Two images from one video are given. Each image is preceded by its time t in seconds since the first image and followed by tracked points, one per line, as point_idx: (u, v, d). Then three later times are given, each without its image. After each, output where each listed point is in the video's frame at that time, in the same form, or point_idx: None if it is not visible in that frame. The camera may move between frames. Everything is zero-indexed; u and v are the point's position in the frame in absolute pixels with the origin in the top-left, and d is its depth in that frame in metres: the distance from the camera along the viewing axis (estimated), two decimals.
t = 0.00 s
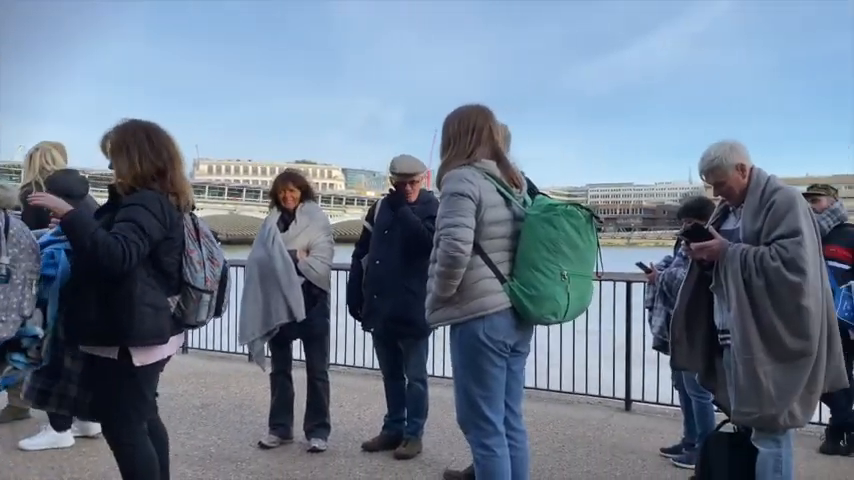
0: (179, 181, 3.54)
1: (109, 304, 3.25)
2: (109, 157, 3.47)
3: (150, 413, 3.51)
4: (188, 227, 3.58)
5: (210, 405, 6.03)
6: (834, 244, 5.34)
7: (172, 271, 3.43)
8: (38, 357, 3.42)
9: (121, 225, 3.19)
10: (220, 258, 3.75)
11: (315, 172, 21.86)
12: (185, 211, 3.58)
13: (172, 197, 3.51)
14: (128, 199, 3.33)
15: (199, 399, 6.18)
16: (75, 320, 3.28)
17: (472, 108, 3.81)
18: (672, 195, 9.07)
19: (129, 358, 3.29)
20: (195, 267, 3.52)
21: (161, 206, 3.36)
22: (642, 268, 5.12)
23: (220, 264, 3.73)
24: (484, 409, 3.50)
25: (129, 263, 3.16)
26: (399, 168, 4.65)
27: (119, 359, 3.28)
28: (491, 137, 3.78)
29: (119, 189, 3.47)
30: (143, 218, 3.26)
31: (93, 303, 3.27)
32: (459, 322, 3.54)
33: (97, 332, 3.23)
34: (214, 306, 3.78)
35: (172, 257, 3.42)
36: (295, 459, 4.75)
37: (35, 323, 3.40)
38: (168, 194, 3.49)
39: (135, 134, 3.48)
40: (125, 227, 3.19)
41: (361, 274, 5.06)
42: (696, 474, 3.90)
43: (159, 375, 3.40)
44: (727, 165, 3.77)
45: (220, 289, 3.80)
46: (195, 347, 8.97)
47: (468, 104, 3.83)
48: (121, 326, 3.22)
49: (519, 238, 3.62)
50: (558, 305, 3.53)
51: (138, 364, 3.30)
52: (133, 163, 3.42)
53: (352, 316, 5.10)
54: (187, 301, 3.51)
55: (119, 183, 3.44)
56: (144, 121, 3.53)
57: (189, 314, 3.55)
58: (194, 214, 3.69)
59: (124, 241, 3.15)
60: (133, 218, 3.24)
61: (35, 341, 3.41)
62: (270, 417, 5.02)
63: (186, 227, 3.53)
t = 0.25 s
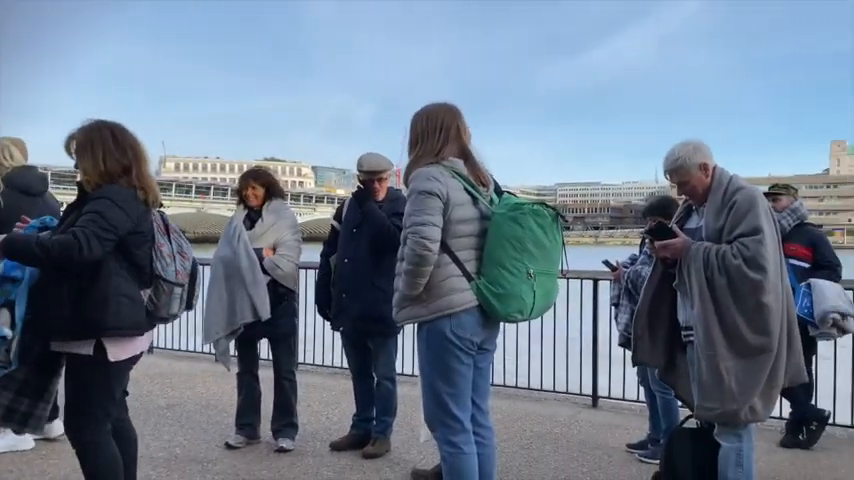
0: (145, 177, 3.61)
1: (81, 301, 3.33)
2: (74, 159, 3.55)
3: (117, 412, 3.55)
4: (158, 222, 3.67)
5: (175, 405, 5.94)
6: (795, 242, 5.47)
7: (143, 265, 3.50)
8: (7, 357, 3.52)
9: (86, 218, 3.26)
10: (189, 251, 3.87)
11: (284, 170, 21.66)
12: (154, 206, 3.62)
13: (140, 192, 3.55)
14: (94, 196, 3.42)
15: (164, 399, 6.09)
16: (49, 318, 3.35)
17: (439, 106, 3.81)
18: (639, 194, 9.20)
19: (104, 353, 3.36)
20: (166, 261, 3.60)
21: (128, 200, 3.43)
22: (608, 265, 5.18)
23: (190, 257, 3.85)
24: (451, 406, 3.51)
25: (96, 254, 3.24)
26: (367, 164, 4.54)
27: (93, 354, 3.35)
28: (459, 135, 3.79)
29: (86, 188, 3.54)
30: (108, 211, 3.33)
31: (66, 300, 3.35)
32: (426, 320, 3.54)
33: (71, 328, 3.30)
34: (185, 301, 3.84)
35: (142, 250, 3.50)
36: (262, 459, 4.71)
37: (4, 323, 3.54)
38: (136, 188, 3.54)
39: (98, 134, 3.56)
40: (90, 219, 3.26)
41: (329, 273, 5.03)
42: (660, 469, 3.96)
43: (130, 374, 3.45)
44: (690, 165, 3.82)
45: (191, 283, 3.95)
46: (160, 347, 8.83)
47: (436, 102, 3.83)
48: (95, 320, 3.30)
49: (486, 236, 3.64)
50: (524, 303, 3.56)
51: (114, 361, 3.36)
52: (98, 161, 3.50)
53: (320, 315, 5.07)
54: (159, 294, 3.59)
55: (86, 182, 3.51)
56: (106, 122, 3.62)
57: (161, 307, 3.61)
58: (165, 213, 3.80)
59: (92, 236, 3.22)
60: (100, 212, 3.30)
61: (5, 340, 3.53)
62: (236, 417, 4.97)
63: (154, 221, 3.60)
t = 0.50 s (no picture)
0: (110, 174, 3.63)
1: (52, 296, 3.33)
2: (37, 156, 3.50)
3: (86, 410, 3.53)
4: (122, 217, 3.66)
5: (140, 407, 5.84)
6: (758, 241, 5.58)
7: (111, 259, 3.52)
8: None
9: (52, 213, 3.27)
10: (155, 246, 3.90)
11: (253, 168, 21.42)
12: (119, 203, 3.65)
13: (106, 189, 3.57)
14: (58, 192, 3.40)
15: (128, 401, 5.98)
16: (17, 316, 3.31)
17: (403, 105, 3.81)
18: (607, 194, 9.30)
19: (77, 348, 3.36)
20: (134, 255, 3.63)
21: (95, 195, 3.44)
22: (575, 264, 5.21)
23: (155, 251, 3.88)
24: (418, 405, 3.50)
25: (64, 249, 3.26)
26: (333, 161, 4.54)
27: (66, 351, 3.35)
28: (424, 134, 3.78)
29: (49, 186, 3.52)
30: (75, 206, 3.35)
31: (35, 297, 3.32)
32: (393, 319, 3.53)
33: (42, 325, 3.28)
34: (153, 294, 3.89)
35: (111, 245, 3.52)
36: (228, 460, 4.65)
37: None
38: (102, 185, 3.56)
39: (62, 131, 3.54)
40: (56, 215, 3.27)
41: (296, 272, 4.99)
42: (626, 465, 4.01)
43: (101, 371, 3.45)
44: (655, 164, 3.86)
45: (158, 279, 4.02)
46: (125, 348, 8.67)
47: (401, 101, 3.83)
48: (67, 315, 3.30)
49: (454, 235, 3.64)
50: (492, 303, 3.58)
51: (87, 356, 3.37)
52: (63, 158, 3.49)
53: (287, 315, 5.03)
54: (128, 288, 3.62)
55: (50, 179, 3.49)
56: (68, 119, 3.60)
57: (131, 301, 3.65)
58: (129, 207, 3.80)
59: (60, 231, 3.24)
60: (66, 207, 3.31)
61: None
62: (202, 418, 4.91)
63: (121, 216, 3.63)
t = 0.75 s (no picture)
0: (74, 174, 3.56)
1: (18, 297, 3.27)
2: None
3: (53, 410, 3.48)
4: (88, 215, 3.59)
5: (105, 409, 5.75)
6: (721, 241, 5.67)
7: (78, 257, 3.46)
8: None
9: (13, 213, 3.22)
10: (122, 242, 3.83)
11: (224, 167, 21.21)
12: (84, 202, 3.57)
13: (71, 188, 3.50)
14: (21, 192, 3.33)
15: (92, 403, 5.88)
16: None
17: (365, 103, 3.83)
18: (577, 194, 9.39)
19: (47, 348, 3.30)
20: (100, 253, 3.57)
21: (57, 194, 3.38)
22: (544, 264, 5.25)
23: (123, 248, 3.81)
24: (387, 405, 3.50)
25: (24, 249, 3.20)
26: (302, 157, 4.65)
27: (35, 351, 3.29)
28: (390, 131, 3.78)
29: (12, 186, 3.44)
30: (37, 206, 3.28)
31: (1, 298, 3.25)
32: (361, 319, 3.52)
33: (9, 327, 3.22)
34: (121, 291, 3.84)
35: (76, 243, 3.45)
36: (195, 463, 4.60)
37: None
38: (66, 185, 3.49)
39: (24, 130, 3.45)
40: (18, 215, 3.22)
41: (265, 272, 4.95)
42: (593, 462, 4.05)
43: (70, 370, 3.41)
44: (622, 163, 3.90)
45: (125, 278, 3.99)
46: (90, 349, 8.52)
47: (365, 99, 3.84)
48: (34, 316, 3.24)
49: (423, 235, 3.64)
50: (461, 303, 3.59)
51: (55, 355, 3.32)
52: (26, 158, 3.41)
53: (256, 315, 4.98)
54: (96, 286, 3.56)
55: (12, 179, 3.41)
56: (30, 118, 3.51)
57: (99, 299, 3.59)
58: (96, 205, 3.72)
59: (21, 232, 3.18)
60: (28, 207, 3.25)
61: None
62: (168, 420, 4.84)
63: (86, 214, 3.55)
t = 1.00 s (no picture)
0: (37, 172, 3.49)
1: None
2: None
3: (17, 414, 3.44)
4: (50, 214, 3.51)
5: (68, 412, 5.64)
6: (688, 241, 5.77)
7: (40, 257, 3.37)
8: None
9: None
10: (86, 241, 3.74)
11: (193, 166, 20.95)
12: (46, 201, 3.50)
13: (32, 187, 3.43)
14: None
15: (56, 407, 5.76)
16: None
17: (329, 100, 3.83)
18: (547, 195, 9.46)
19: (8, 348, 3.27)
20: (63, 252, 3.49)
21: (17, 193, 3.32)
22: (514, 263, 5.29)
23: (86, 247, 3.73)
24: (356, 405, 3.49)
25: None
26: (270, 155, 4.66)
27: None
28: (355, 128, 3.78)
29: None
30: None
31: None
32: (329, 320, 3.50)
33: None
34: (86, 291, 3.75)
35: (38, 243, 3.37)
36: (161, 466, 4.54)
37: None
38: (27, 183, 3.41)
39: None
40: None
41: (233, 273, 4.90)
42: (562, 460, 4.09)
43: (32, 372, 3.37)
44: (593, 162, 3.93)
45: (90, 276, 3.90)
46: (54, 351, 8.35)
47: (327, 98, 3.84)
48: None
49: (392, 236, 3.64)
50: (430, 303, 3.58)
51: (17, 355, 3.28)
52: None
53: (224, 317, 4.93)
54: (58, 286, 3.47)
55: None
56: None
57: (61, 299, 3.51)
58: (59, 204, 3.64)
59: None
60: None
61: None
62: (134, 423, 4.77)
63: (48, 213, 3.47)
